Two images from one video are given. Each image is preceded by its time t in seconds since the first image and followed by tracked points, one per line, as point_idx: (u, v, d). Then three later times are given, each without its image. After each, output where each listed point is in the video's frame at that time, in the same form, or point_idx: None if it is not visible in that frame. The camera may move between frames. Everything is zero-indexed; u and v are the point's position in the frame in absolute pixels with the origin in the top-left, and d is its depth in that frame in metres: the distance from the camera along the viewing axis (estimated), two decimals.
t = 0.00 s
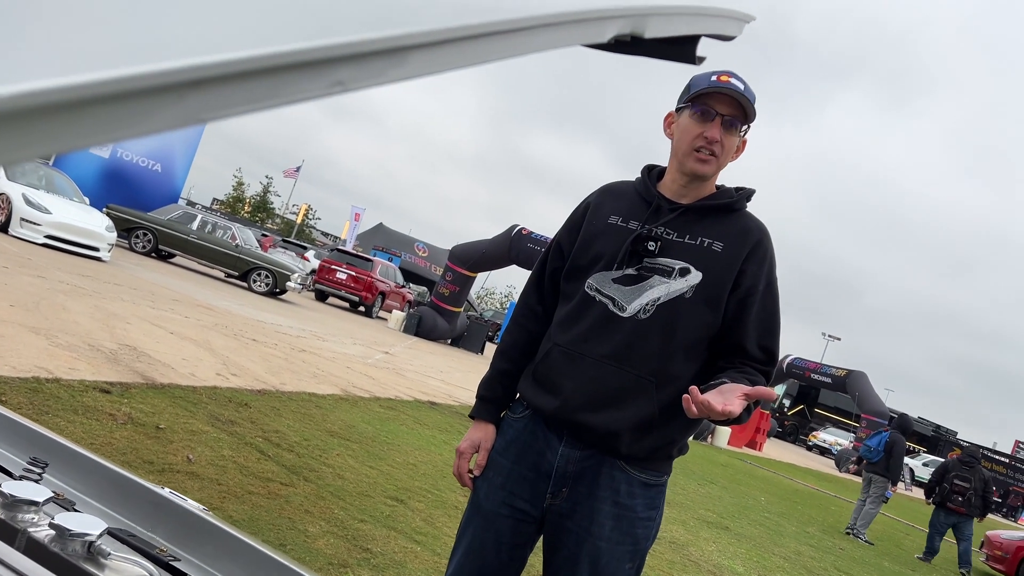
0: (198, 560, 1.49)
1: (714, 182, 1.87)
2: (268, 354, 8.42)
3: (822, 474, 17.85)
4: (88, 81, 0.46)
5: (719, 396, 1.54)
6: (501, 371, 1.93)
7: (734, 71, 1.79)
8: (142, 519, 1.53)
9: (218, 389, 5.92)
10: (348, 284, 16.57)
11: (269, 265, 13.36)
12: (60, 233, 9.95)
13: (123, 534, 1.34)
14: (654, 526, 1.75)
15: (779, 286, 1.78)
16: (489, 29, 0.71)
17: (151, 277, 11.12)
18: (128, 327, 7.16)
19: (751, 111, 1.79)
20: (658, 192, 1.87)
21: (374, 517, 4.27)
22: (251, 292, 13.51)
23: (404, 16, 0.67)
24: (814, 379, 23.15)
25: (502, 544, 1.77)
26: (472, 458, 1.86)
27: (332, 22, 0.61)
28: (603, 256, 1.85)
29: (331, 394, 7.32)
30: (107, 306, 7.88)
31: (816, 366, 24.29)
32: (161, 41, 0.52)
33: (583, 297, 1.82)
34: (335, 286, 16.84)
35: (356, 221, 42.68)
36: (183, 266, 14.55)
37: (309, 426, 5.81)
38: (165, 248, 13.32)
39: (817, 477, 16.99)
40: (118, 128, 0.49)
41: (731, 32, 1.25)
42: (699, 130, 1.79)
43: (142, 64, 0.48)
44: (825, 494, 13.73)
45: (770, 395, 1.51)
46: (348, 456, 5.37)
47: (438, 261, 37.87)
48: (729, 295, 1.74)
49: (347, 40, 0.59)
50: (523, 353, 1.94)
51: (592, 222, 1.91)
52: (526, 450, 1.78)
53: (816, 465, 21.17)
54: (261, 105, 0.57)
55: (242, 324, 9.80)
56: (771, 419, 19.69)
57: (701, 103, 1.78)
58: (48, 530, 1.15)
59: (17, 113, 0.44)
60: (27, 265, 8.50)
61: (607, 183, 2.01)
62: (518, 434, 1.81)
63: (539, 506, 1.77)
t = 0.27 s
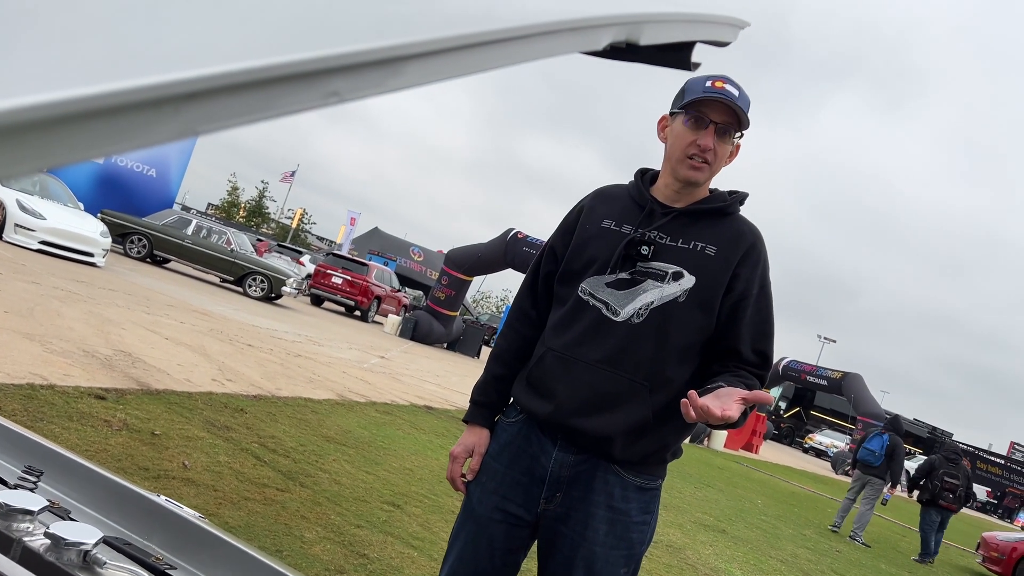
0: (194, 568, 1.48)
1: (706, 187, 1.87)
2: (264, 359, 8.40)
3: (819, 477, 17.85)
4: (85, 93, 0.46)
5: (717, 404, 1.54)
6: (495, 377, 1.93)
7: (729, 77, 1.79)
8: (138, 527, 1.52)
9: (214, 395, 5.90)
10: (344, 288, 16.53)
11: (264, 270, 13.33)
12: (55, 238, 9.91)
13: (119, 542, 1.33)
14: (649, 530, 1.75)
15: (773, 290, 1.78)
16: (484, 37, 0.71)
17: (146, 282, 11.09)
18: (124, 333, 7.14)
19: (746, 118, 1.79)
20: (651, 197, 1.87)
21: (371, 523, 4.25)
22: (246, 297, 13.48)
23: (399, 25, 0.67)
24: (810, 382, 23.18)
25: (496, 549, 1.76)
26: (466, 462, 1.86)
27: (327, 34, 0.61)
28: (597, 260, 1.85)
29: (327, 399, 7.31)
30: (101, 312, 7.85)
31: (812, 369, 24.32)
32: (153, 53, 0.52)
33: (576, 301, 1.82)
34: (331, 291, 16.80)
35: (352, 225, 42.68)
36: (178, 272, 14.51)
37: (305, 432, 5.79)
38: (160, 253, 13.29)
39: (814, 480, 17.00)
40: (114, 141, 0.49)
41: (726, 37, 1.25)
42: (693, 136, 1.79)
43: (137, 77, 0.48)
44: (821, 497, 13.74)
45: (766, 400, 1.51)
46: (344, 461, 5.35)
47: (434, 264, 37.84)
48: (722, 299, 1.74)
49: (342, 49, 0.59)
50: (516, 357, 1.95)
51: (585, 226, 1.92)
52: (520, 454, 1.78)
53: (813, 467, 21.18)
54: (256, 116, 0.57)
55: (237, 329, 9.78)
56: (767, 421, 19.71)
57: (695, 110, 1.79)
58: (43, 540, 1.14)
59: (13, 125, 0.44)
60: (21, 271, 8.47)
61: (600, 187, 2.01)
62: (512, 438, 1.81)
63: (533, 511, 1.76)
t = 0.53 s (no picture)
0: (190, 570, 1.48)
1: (700, 186, 1.88)
2: (260, 362, 8.38)
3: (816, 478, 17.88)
4: (81, 89, 0.46)
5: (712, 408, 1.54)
6: (491, 378, 1.93)
7: (723, 75, 1.79)
8: (133, 530, 1.52)
9: (210, 398, 5.88)
10: (340, 291, 16.49)
11: (260, 273, 13.30)
12: (50, 242, 9.88)
13: (114, 545, 1.33)
14: (645, 531, 1.75)
15: (767, 290, 1.78)
16: (479, 37, 0.71)
17: (142, 286, 11.05)
18: (119, 337, 7.12)
19: (740, 116, 1.79)
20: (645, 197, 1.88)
21: (368, 525, 4.24)
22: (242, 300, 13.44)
23: (395, 24, 0.67)
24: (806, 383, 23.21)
25: (492, 550, 1.76)
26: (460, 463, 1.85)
27: (323, 34, 0.61)
28: (591, 261, 1.85)
29: (323, 402, 7.29)
30: (97, 315, 7.82)
31: (808, 370, 24.35)
32: (148, 51, 0.52)
33: (570, 302, 1.82)
34: (327, 294, 16.77)
35: (349, 227, 42.61)
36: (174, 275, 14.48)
37: (301, 435, 5.77)
38: (155, 256, 13.25)
39: (811, 481, 17.01)
40: (110, 138, 0.50)
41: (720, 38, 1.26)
42: (687, 135, 1.79)
43: (131, 74, 0.48)
44: (819, 498, 13.75)
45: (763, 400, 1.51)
46: (341, 464, 5.34)
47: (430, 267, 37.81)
48: (716, 300, 1.74)
49: (337, 48, 0.59)
50: (511, 358, 1.95)
51: (579, 226, 1.92)
52: (515, 456, 1.78)
53: (810, 468, 21.21)
54: (252, 114, 0.57)
55: (233, 332, 9.75)
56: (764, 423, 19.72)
57: (689, 108, 1.79)
58: (39, 543, 1.14)
59: (10, 123, 0.44)
60: (16, 275, 8.44)
61: (594, 187, 2.01)
62: (507, 440, 1.81)
63: (529, 512, 1.76)
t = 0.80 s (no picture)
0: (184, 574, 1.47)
1: (694, 189, 1.88)
2: (257, 364, 8.36)
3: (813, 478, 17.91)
4: (74, 100, 0.46)
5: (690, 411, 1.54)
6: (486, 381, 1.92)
7: (717, 79, 1.79)
8: (129, 535, 1.51)
9: (207, 401, 5.87)
10: (337, 293, 16.47)
11: (257, 275, 13.28)
12: (46, 244, 9.84)
13: (110, 550, 1.32)
14: (641, 534, 1.75)
15: (762, 292, 1.79)
16: (473, 43, 0.72)
17: (138, 288, 11.03)
18: (116, 339, 7.10)
19: (733, 120, 1.79)
20: (639, 200, 1.88)
21: (366, 528, 4.23)
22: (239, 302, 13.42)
23: (390, 30, 0.67)
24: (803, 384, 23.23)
25: (488, 554, 1.76)
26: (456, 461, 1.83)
27: (318, 40, 0.61)
28: (586, 265, 1.85)
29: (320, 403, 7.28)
30: (94, 318, 7.80)
31: (806, 371, 24.36)
32: (148, 59, 0.53)
33: (566, 305, 1.82)
34: (324, 296, 16.74)
35: (345, 229, 42.57)
36: (170, 277, 14.46)
37: (299, 437, 5.76)
38: (152, 259, 13.22)
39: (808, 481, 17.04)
40: (104, 145, 0.49)
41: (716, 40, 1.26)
42: (678, 140, 1.80)
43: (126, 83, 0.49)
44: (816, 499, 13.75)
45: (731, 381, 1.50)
46: (338, 466, 5.34)
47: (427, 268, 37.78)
48: (712, 302, 1.75)
49: (331, 57, 0.60)
50: (507, 360, 1.95)
51: (574, 229, 1.92)
52: (511, 459, 1.78)
53: (807, 468, 21.24)
54: (247, 120, 0.57)
55: (230, 335, 9.74)
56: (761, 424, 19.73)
57: (681, 113, 1.79)
58: (32, 549, 1.14)
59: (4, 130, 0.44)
60: (12, 278, 8.42)
61: (589, 189, 2.01)
62: (503, 443, 1.81)
63: (526, 515, 1.76)
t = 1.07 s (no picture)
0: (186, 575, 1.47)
1: (692, 191, 1.89)
2: (256, 365, 8.35)
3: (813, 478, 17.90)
4: (74, 101, 0.46)
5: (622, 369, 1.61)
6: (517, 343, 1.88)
7: (714, 83, 1.78)
8: (129, 536, 1.51)
9: (206, 402, 5.86)
10: (336, 294, 16.45)
11: (256, 276, 13.27)
12: (45, 246, 9.83)
13: (110, 550, 1.32)
14: (641, 533, 1.76)
15: (761, 291, 1.79)
16: (472, 44, 0.72)
17: (137, 290, 11.02)
18: (115, 341, 7.09)
19: (729, 126, 1.78)
20: (638, 201, 1.88)
21: (365, 530, 4.23)
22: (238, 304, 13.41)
23: (390, 31, 0.68)
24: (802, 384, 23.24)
25: (489, 554, 1.76)
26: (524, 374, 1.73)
27: (316, 42, 0.61)
28: (584, 265, 1.85)
29: (319, 405, 7.27)
30: (92, 320, 7.79)
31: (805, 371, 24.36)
32: (146, 60, 0.53)
33: (565, 306, 1.82)
34: (323, 297, 16.73)
35: (344, 231, 42.52)
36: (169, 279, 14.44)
37: (297, 438, 5.76)
38: (151, 261, 13.21)
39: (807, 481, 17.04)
40: (105, 146, 0.49)
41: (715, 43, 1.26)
42: (674, 144, 1.80)
43: (125, 83, 0.49)
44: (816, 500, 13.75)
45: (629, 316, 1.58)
46: (337, 468, 5.33)
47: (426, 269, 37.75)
48: (710, 302, 1.75)
49: (331, 58, 0.59)
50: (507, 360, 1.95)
51: (573, 230, 1.92)
52: (511, 459, 1.78)
53: (807, 469, 21.23)
54: (247, 121, 0.57)
55: (229, 336, 9.73)
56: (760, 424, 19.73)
57: (676, 118, 1.79)
58: (32, 549, 1.14)
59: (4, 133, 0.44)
60: (11, 280, 8.41)
61: (588, 190, 2.01)
62: (503, 444, 1.80)
63: (526, 515, 1.76)
